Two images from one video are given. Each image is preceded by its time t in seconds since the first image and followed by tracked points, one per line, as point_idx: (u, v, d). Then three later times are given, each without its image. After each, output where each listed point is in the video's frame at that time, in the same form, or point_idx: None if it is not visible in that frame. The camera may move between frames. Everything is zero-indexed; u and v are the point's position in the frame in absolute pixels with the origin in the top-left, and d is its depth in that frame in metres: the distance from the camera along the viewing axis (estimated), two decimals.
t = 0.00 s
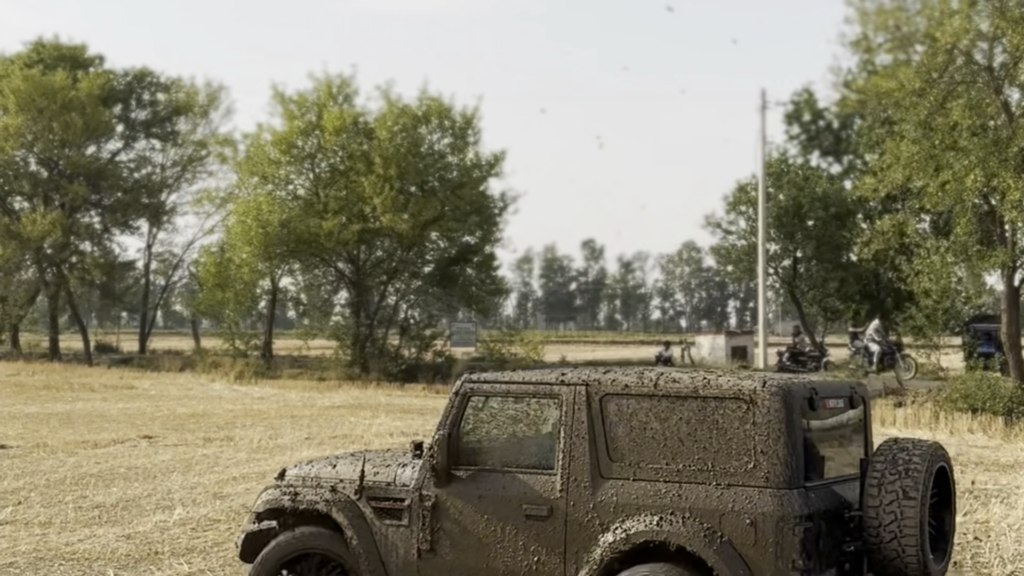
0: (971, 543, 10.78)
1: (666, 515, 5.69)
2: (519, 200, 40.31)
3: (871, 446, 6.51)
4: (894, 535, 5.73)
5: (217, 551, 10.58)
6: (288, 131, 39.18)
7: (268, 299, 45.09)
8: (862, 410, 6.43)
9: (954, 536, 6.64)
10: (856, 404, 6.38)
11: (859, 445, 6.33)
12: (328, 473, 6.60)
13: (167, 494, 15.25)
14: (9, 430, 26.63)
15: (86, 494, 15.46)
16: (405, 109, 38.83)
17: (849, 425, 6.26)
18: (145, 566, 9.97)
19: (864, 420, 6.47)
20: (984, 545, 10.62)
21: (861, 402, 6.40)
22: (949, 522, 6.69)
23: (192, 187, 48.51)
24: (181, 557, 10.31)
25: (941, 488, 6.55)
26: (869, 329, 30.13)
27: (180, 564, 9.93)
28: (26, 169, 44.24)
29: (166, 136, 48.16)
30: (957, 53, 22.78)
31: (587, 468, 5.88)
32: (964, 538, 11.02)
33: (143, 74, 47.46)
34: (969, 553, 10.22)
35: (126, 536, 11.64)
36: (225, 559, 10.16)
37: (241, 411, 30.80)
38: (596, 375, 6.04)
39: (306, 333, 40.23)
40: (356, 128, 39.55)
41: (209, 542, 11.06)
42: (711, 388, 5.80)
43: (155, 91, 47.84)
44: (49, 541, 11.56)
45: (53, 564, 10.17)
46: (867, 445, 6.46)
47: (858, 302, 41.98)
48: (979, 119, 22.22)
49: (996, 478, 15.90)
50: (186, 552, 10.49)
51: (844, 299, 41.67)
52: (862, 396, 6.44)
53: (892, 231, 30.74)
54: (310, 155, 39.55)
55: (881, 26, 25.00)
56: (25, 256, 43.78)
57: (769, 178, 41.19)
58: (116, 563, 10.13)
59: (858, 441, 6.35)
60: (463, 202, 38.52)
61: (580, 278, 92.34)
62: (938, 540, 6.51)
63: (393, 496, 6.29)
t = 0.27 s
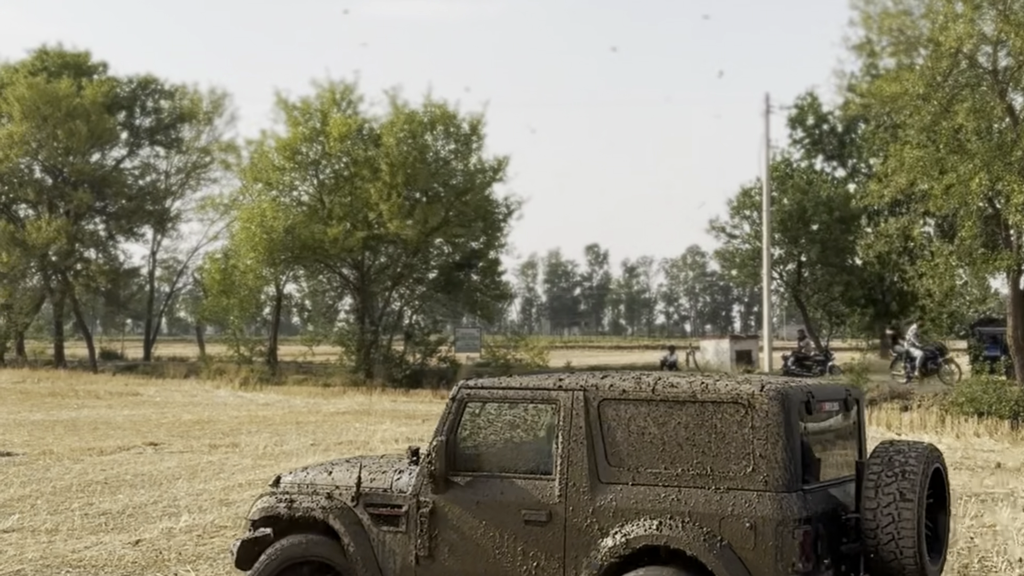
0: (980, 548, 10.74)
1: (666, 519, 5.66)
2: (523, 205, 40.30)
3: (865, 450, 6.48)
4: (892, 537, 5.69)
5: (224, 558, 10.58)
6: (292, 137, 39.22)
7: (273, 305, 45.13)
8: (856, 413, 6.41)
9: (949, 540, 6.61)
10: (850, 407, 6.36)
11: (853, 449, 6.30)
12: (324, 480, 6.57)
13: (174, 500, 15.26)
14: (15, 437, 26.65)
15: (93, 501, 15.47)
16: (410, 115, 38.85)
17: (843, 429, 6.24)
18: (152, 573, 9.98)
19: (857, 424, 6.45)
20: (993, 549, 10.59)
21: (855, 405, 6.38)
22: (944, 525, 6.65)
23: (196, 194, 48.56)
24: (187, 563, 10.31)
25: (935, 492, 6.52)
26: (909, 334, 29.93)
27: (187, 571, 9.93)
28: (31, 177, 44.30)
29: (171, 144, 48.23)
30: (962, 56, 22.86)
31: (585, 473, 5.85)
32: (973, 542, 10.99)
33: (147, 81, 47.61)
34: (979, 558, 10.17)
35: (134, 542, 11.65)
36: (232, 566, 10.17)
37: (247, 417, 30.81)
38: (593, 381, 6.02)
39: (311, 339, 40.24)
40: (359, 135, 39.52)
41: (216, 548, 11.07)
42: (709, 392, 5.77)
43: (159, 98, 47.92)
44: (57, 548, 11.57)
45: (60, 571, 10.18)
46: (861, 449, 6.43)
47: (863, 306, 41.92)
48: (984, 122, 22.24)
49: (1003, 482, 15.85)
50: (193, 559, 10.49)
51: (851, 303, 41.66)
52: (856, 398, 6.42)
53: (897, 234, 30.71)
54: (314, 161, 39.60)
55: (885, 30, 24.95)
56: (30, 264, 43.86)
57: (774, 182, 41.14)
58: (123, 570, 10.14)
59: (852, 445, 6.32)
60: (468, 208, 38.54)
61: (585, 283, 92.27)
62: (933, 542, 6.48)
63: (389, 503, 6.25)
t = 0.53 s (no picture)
0: (985, 552, 10.71)
1: (663, 524, 5.65)
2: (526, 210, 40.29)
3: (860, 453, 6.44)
4: (887, 540, 5.65)
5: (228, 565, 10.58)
6: (295, 143, 39.24)
7: (276, 311, 45.15)
8: (850, 416, 6.38)
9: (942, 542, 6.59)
10: (844, 410, 6.33)
11: (847, 453, 6.26)
12: (318, 487, 6.54)
13: (178, 507, 15.26)
14: (19, 444, 26.67)
15: (98, 508, 15.47)
16: (412, 120, 38.85)
17: (838, 431, 6.20)
18: None
19: (851, 426, 6.42)
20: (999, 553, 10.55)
21: (850, 408, 6.35)
22: (938, 527, 6.62)
23: (198, 201, 48.60)
24: (192, 570, 10.31)
25: (930, 494, 6.48)
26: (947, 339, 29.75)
27: None
28: (34, 184, 44.35)
29: (173, 150, 48.26)
30: (963, 60, 22.77)
31: (581, 480, 5.84)
32: (978, 546, 10.96)
33: (150, 88, 47.71)
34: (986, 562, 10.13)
35: (138, 549, 11.65)
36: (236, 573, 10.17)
37: (250, 423, 30.80)
38: (588, 386, 6.00)
39: (315, 345, 40.24)
40: (362, 140, 39.44)
41: (220, 555, 11.07)
42: (706, 397, 5.76)
43: (161, 105, 47.97)
44: (61, 555, 11.58)
45: None
46: (855, 452, 6.39)
47: (866, 309, 41.87)
48: (985, 125, 22.25)
49: (1008, 485, 15.80)
50: (197, 566, 10.49)
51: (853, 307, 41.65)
52: (849, 401, 6.39)
53: (900, 238, 30.70)
54: (317, 168, 39.62)
55: (888, 34, 24.90)
56: (33, 270, 43.94)
57: (777, 187, 41.11)
58: None
59: (846, 448, 6.29)
60: (472, 213, 38.56)
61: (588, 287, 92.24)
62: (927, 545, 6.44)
63: (385, 510, 6.23)
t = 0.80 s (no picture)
0: (989, 555, 10.71)
1: (657, 528, 5.65)
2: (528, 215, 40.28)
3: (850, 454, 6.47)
4: (880, 542, 5.68)
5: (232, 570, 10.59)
6: (296, 149, 39.26)
7: (278, 316, 45.18)
8: (840, 417, 6.40)
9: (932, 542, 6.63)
10: (835, 412, 6.35)
11: (838, 454, 6.28)
12: (311, 493, 6.52)
13: (182, 513, 15.26)
14: (23, 450, 26.69)
15: (101, 514, 15.48)
16: (414, 125, 38.87)
17: (829, 434, 6.22)
18: None
19: (842, 427, 6.44)
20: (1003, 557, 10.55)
21: (840, 410, 6.37)
22: (928, 526, 6.66)
23: (200, 207, 48.63)
24: None
25: (920, 494, 6.51)
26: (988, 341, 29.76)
27: None
28: (37, 191, 44.41)
29: (175, 156, 48.30)
30: (966, 62, 22.65)
31: (575, 484, 5.85)
32: (981, 550, 10.96)
33: (152, 94, 47.79)
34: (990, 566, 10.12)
35: (141, 555, 11.66)
36: None
37: (254, 429, 30.80)
38: (581, 390, 6.01)
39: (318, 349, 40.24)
40: (363, 144, 39.32)
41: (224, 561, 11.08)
42: (698, 401, 5.77)
43: (163, 111, 48.04)
44: (65, 561, 11.58)
45: None
46: (846, 453, 6.42)
47: (869, 312, 41.83)
48: (986, 129, 22.37)
49: (1011, 488, 15.77)
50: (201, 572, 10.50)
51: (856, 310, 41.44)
52: (839, 403, 6.41)
53: (902, 241, 30.69)
54: (319, 173, 39.66)
55: (890, 37, 24.88)
56: (36, 277, 44.01)
57: (778, 190, 41.13)
58: None
59: (837, 450, 6.30)
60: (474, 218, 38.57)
61: (590, 291, 92.21)
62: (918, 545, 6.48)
63: (378, 515, 6.23)
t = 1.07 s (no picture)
0: (992, 558, 10.67)
1: (652, 530, 5.62)
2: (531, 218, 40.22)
3: (842, 458, 6.45)
4: (873, 541, 5.65)
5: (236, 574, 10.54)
6: (299, 154, 39.27)
7: (282, 320, 45.16)
8: (831, 420, 6.38)
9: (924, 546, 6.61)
10: (826, 415, 6.34)
11: (830, 457, 6.26)
12: (304, 499, 6.49)
13: (186, 517, 15.22)
14: (27, 455, 26.67)
15: (105, 518, 15.44)
16: (416, 129, 38.88)
17: (821, 436, 6.20)
18: None
19: (833, 430, 6.43)
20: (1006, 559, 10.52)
21: (831, 413, 6.36)
22: (919, 530, 6.64)
23: (203, 211, 48.61)
24: None
25: (912, 496, 6.49)
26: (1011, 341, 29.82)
27: None
28: (40, 195, 44.43)
29: (178, 161, 48.31)
30: (969, 64, 22.52)
31: (570, 487, 5.81)
32: (984, 552, 10.92)
33: (155, 98, 47.83)
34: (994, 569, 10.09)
35: (146, 559, 11.62)
36: None
37: (257, 433, 30.77)
38: (576, 393, 5.97)
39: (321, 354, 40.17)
40: (366, 148, 39.52)
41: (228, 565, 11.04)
42: (693, 403, 5.74)
43: (166, 116, 48.07)
44: (69, 566, 11.55)
45: None
46: (837, 456, 6.40)
47: (873, 315, 41.75)
48: (990, 130, 22.45)
49: (1017, 491, 15.70)
50: None
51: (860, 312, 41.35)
52: (831, 407, 6.39)
53: (906, 243, 30.62)
54: (321, 177, 39.67)
55: (892, 39, 24.78)
56: (40, 281, 44.06)
57: (781, 193, 41.05)
58: None
59: (829, 453, 6.29)
60: (477, 221, 38.54)
61: (594, 294, 92.10)
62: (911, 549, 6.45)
63: (372, 520, 6.19)
